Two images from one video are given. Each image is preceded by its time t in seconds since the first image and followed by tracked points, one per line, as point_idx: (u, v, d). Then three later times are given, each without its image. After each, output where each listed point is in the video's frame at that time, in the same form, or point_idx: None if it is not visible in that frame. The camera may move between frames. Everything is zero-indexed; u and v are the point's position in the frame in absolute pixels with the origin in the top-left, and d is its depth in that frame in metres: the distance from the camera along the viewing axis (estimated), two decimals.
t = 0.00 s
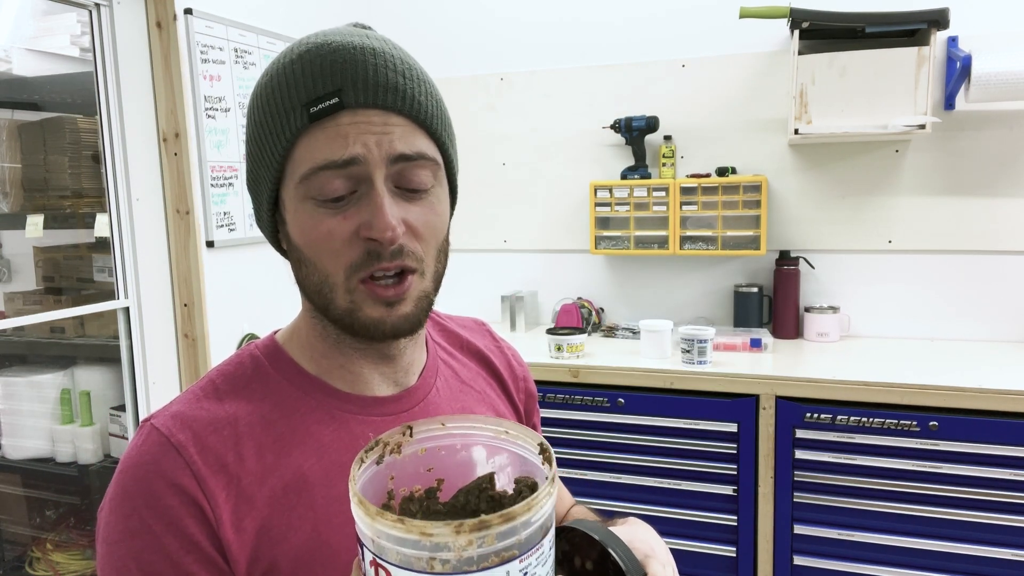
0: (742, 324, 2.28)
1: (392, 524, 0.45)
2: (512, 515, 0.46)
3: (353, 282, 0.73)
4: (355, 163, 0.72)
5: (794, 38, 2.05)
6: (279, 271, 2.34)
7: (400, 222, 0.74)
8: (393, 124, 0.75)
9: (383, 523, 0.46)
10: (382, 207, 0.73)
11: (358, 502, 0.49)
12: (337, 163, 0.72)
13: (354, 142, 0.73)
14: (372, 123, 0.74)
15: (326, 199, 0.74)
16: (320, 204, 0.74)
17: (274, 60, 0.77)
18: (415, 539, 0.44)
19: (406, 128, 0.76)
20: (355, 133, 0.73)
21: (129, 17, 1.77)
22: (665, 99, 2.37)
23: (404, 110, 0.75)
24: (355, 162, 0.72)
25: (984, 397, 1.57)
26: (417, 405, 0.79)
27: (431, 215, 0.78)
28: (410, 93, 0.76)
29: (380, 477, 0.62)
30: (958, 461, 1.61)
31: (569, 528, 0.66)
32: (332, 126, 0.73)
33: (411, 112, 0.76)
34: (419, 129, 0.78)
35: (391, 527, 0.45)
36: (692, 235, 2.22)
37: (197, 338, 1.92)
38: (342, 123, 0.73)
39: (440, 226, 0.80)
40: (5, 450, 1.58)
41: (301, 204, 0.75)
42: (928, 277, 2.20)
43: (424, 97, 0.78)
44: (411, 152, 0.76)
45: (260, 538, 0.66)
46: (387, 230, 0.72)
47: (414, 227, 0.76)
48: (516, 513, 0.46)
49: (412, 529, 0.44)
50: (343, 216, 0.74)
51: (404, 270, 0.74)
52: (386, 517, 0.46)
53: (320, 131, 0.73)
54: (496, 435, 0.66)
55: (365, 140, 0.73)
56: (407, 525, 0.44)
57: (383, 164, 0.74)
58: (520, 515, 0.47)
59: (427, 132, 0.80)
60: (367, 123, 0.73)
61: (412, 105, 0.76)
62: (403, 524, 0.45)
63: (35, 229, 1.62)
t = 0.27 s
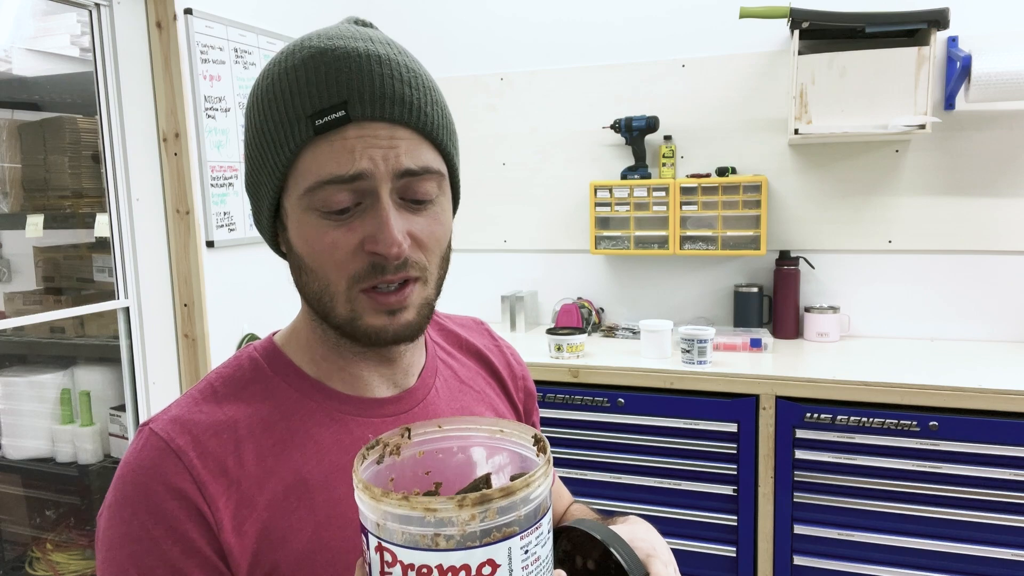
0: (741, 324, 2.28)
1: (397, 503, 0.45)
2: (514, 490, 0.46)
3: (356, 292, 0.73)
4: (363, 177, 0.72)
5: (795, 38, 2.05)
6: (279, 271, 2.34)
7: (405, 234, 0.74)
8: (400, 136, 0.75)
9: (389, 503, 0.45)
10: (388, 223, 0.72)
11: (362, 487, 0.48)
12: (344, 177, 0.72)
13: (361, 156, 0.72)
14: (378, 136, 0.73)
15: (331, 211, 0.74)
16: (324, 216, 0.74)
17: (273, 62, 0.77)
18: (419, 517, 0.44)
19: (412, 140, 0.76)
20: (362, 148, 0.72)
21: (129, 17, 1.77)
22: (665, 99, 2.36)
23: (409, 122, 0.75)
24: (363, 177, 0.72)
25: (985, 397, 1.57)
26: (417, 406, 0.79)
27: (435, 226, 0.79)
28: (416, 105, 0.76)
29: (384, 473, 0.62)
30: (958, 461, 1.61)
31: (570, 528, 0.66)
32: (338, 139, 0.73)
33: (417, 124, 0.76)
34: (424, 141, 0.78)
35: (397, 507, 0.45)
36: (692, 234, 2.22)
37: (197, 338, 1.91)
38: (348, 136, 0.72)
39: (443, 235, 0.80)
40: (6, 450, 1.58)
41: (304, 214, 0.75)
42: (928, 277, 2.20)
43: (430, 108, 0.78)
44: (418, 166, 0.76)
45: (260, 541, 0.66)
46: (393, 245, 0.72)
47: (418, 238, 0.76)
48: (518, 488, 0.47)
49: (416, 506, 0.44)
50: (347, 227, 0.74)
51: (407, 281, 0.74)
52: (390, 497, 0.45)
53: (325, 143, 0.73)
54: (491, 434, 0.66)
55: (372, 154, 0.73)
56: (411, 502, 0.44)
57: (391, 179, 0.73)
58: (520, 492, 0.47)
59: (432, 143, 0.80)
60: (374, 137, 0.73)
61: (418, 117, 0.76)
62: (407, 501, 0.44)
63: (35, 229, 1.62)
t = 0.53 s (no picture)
0: (741, 324, 2.28)
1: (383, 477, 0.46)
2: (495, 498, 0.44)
3: (355, 286, 0.73)
4: (354, 163, 0.73)
5: (794, 38, 2.05)
6: (279, 271, 2.34)
7: (401, 225, 0.75)
8: (392, 124, 0.75)
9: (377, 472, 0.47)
10: (381, 209, 0.74)
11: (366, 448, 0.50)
12: (335, 163, 0.73)
13: (352, 142, 0.73)
14: (371, 124, 0.74)
15: (327, 201, 0.75)
16: (322, 209, 0.75)
17: (275, 65, 0.77)
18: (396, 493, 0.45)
19: (406, 130, 0.76)
20: (354, 133, 0.73)
21: (129, 18, 1.77)
22: (665, 99, 2.37)
23: (402, 110, 0.75)
24: (355, 163, 0.73)
25: (985, 397, 1.57)
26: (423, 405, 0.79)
27: (431, 217, 0.79)
28: (409, 93, 0.76)
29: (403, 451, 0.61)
30: (958, 461, 1.61)
31: (569, 535, 0.65)
32: (330, 127, 0.73)
33: (410, 113, 0.76)
34: (419, 129, 0.78)
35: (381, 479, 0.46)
36: (692, 235, 2.22)
37: (197, 337, 1.91)
38: (341, 124, 0.73)
39: (440, 227, 0.80)
40: (6, 450, 1.58)
41: (302, 206, 0.76)
42: (928, 277, 2.20)
43: (424, 95, 0.78)
44: (410, 151, 0.76)
45: (265, 539, 0.66)
46: (386, 233, 0.73)
47: (413, 228, 0.77)
48: (502, 496, 0.45)
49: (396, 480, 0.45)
50: (344, 219, 0.74)
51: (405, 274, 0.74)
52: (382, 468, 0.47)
53: (319, 131, 0.74)
54: (531, 439, 0.61)
55: (363, 141, 0.73)
56: (389, 476, 0.45)
57: (382, 165, 0.74)
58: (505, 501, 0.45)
59: (427, 133, 0.79)
60: (366, 124, 0.74)
61: (411, 105, 0.76)
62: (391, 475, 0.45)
63: (35, 229, 1.63)
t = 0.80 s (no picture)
0: (742, 324, 2.28)
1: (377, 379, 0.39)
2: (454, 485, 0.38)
3: (356, 268, 0.72)
4: (348, 146, 0.72)
5: (794, 37, 2.05)
6: (279, 271, 2.34)
7: (398, 206, 0.72)
8: (385, 110, 0.74)
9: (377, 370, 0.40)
10: (376, 190, 0.72)
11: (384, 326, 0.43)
12: (331, 147, 0.72)
13: (346, 127, 0.72)
14: (362, 110, 0.73)
15: (328, 184, 0.74)
16: (322, 193, 0.74)
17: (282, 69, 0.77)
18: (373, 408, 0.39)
19: (401, 115, 0.75)
20: (347, 120, 0.73)
21: (129, 18, 1.76)
22: (665, 99, 2.37)
23: (395, 95, 0.74)
24: (347, 146, 0.72)
25: (985, 397, 1.57)
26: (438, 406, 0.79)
27: (429, 199, 0.76)
28: (400, 79, 0.75)
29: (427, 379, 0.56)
30: (958, 461, 1.61)
31: (572, 549, 0.67)
32: (325, 115, 0.73)
33: (403, 97, 0.75)
34: (414, 114, 0.77)
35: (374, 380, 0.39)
36: (692, 234, 2.22)
37: (197, 337, 1.91)
38: (334, 111, 0.73)
39: (440, 211, 0.77)
40: (6, 450, 1.58)
41: (304, 192, 0.75)
42: (928, 277, 2.20)
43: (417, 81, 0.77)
44: (404, 135, 0.75)
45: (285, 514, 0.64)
46: (379, 212, 0.71)
47: (411, 210, 0.74)
48: (463, 488, 0.38)
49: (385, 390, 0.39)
50: (342, 202, 0.73)
51: (405, 256, 0.71)
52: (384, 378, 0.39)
53: (315, 119, 0.74)
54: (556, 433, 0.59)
55: (355, 125, 0.73)
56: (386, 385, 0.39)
57: (376, 148, 0.73)
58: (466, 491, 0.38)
59: (423, 119, 0.78)
60: (358, 109, 0.73)
61: (403, 91, 0.75)
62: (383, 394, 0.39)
63: (35, 229, 1.63)
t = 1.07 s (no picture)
0: (742, 323, 2.28)
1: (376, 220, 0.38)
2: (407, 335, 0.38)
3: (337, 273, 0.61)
4: (325, 138, 0.65)
5: (795, 37, 2.05)
6: (279, 271, 2.34)
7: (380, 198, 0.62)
8: (360, 100, 0.66)
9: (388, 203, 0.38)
10: (358, 178, 0.62)
11: (412, 152, 0.40)
12: (309, 139, 0.65)
13: (322, 117, 0.66)
14: (337, 100, 0.66)
15: (315, 178, 0.66)
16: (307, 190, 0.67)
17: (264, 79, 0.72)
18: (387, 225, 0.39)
19: (374, 102, 0.67)
20: (324, 111, 0.66)
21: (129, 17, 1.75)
22: (666, 99, 2.36)
23: (371, 84, 0.67)
24: (326, 138, 0.65)
25: (985, 397, 1.57)
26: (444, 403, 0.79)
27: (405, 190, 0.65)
28: (373, 69, 0.67)
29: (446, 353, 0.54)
30: (958, 461, 1.61)
31: (581, 541, 0.68)
32: (304, 109, 0.67)
33: (378, 88, 0.67)
34: (397, 104, 0.68)
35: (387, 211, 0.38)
36: (692, 234, 2.22)
37: (197, 338, 1.90)
38: (311, 105, 0.67)
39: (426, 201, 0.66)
40: (5, 450, 1.59)
41: (292, 191, 0.68)
42: (928, 277, 2.21)
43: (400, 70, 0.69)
44: (384, 123, 0.66)
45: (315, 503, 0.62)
46: (359, 195, 0.59)
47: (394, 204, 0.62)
48: (430, 335, 0.36)
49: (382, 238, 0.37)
50: (328, 191, 0.65)
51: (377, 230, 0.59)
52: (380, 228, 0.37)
53: (294, 116, 0.68)
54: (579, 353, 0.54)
55: (331, 115, 0.65)
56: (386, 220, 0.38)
57: (352, 136, 0.65)
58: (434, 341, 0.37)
59: (404, 110, 0.70)
60: (333, 101, 0.66)
61: (379, 79, 0.67)
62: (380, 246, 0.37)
63: (35, 229, 1.64)
